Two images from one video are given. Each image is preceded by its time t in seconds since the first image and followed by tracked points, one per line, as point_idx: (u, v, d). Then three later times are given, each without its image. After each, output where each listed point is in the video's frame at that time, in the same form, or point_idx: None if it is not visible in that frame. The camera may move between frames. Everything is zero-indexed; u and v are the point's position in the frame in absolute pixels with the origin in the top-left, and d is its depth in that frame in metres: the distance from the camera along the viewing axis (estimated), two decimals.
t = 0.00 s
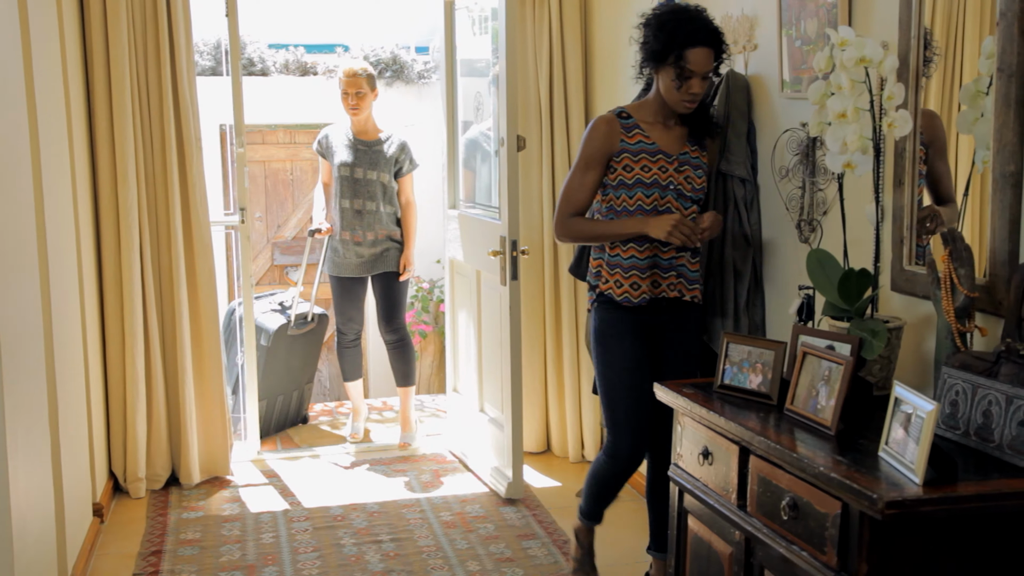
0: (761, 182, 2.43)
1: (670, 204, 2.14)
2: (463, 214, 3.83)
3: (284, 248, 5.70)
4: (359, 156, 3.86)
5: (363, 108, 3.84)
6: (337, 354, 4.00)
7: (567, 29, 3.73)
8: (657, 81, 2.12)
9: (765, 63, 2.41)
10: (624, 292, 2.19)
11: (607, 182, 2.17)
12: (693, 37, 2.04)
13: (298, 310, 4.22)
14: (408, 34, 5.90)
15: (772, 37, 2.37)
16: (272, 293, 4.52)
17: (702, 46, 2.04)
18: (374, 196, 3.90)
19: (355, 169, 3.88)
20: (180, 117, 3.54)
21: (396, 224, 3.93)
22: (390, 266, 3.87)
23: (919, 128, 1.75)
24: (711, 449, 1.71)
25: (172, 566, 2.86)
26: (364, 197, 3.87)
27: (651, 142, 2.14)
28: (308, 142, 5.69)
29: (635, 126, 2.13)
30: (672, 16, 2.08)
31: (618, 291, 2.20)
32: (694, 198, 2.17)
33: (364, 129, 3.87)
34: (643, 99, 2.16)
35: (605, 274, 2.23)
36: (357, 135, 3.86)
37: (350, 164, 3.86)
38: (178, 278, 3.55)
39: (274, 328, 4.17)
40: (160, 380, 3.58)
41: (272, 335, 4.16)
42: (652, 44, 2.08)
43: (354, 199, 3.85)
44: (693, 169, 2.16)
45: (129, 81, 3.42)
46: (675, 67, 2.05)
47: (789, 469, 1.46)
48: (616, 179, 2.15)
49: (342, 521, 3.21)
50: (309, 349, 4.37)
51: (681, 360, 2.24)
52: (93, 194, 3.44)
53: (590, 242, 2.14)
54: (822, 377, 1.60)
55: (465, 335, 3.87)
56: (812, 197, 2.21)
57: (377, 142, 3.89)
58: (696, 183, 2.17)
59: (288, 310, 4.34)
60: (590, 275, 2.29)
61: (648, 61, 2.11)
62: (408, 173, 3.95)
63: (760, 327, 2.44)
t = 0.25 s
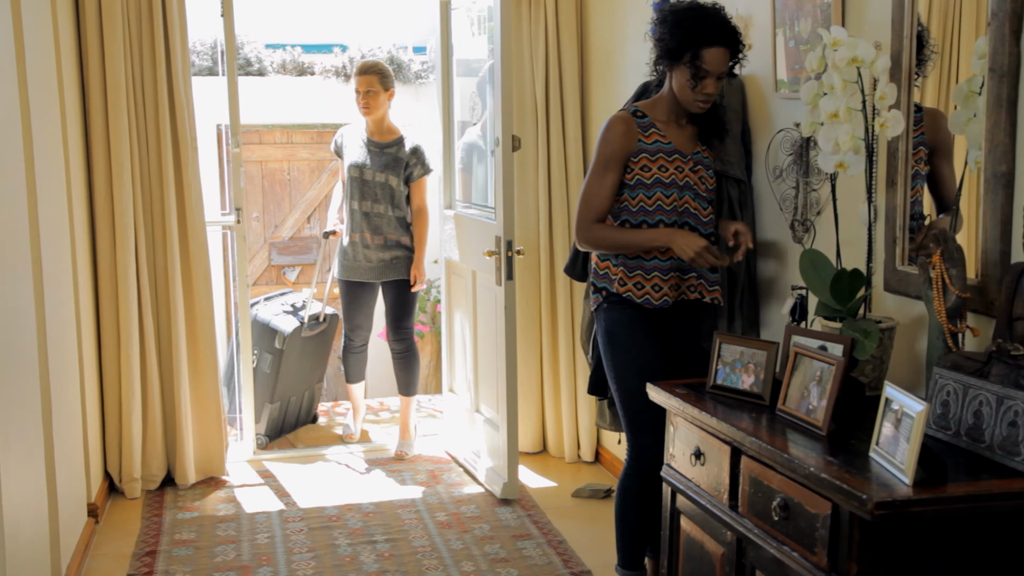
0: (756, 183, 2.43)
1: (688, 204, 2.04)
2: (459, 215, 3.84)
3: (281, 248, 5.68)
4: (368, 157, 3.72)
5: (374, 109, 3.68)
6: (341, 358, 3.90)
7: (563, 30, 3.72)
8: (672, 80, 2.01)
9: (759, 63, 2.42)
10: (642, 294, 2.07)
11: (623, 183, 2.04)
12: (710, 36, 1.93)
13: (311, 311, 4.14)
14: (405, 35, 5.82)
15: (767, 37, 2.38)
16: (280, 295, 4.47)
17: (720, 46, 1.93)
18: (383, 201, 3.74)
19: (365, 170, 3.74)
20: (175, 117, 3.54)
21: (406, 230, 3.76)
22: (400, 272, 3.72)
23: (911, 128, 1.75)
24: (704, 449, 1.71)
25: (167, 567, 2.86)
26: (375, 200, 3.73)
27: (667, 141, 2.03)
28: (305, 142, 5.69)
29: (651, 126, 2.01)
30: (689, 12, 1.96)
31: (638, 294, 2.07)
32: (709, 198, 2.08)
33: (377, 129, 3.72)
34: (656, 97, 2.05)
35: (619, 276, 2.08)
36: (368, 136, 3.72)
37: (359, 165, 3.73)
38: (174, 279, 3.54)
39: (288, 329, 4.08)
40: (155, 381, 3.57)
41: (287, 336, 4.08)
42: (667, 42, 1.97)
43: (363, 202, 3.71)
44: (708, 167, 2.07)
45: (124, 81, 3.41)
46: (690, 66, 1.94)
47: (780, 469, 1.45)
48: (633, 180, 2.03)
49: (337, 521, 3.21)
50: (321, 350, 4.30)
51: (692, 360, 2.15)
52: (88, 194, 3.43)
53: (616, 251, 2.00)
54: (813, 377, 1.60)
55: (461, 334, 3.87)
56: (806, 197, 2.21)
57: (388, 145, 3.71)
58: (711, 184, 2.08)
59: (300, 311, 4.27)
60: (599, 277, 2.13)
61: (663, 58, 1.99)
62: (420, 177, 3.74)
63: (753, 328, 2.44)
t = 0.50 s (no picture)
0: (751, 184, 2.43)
1: (692, 201, 2.00)
2: (455, 215, 3.84)
3: (278, 249, 5.67)
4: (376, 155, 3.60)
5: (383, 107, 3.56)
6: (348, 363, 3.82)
7: (560, 30, 3.72)
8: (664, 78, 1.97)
9: (754, 63, 2.41)
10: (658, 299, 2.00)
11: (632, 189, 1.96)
12: (705, 32, 1.90)
13: (322, 315, 4.08)
14: (403, 36, 5.80)
15: (761, 38, 2.38)
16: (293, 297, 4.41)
17: (715, 41, 1.91)
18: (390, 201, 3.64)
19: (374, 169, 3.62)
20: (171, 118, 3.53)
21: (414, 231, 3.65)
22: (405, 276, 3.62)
23: (903, 128, 1.76)
24: (696, 450, 1.71)
25: (161, 567, 2.86)
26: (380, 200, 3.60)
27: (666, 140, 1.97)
28: (303, 143, 5.67)
29: (651, 126, 1.96)
30: (680, 10, 1.92)
31: (654, 300, 2.00)
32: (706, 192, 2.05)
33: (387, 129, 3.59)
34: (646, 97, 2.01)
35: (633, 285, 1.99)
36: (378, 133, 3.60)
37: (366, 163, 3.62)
38: (169, 280, 3.53)
39: (300, 332, 4.02)
40: (151, 381, 3.56)
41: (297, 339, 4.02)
42: (658, 40, 1.93)
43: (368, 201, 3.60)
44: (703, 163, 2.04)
45: (120, 82, 3.41)
46: (685, 64, 1.91)
47: (771, 470, 1.45)
48: (644, 184, 1.96)
49: (333, 522, 3.21)
50: (332, 352, 4.24)
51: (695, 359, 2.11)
52: (84, 194, 3.43)
53: (642, 260, 1.91)
54: (805, 378, 1.59)
55: (458, 335, 3.87)
56: (800, 198, 2.20)
57: (396, 144, 3.58)
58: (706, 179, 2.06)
59: (312, 314, 4.20)
60: (603, 287, 2.03)
61: (655, 56, 1.96)
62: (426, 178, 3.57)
63: (748, 328, 2.44)
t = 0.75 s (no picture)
0: (744, 185, 2.43)
1: (685, 202, 2.00)
2: (450, 216, 3.84)
3: (275, 250, 5.66)
4: (375, 153, 3.55)
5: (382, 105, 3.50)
6: (353, 366, 3.71)
7: (555, 30, 3.72)
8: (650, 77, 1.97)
9: (747, 64, 2.41)
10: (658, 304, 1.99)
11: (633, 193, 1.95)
12: (689, 29, 1.89)
13: (319, 319, 4.07)
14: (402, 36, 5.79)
15: (755, 38, 2.37)
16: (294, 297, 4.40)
17: (699, 37, 1.90)
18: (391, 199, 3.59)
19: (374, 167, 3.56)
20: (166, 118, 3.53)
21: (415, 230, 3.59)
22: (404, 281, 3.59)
23: (895, 129, 1.75)
24: (688, 451, 1.71)
25: (155, 569, 2.85)
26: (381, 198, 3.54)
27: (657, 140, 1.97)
28: (300, 144, 5.60)
29: (642, 127, 1.95)
30: (661, 7, 1.92)
31: (654, 305, 1.99)
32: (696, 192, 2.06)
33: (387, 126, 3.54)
34: (632, 97, 2.01)
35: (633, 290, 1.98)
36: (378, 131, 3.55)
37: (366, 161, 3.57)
38: (165, 280, 3.53)
39: (297, 336, 4.01)
40: (146, 382, 3.56)
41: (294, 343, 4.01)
42: (642, 39, 1.93)
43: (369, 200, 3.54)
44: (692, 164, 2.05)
45: (115, 82, 3.40)
46: (668, 61, 1.90)
47: (762, 471, 1.45)
48: (642, 187, 1.95)
49: (328, 523, 3.20)
50: (332, 355, 4.23)
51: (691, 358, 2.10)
52: (78, 195, 3.43)
53: (645, 264, 1.90)
54: (796, 379, 1.59)
55: (453, 336, 3.87)
56: (793, 199, 2.20)
57: (397, 142, 3.53)
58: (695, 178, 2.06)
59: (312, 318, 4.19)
60: (600, 293, 2.02)
61: (640, 56, 1.95)
62: (427, 177, 3.53)
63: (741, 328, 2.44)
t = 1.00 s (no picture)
0: (738, 186, 2.43)
1: (675, 204, 1.99)
2: (446, 217, 3.84)
3: (272, 251, 5.64)
4: (375, 156, 3.52)
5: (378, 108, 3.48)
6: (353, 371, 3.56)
7: (551, 31, 3.72)
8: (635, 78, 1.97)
9: (741, 65, 2.41)
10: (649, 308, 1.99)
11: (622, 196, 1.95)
12: (670, 28, 1.89)
13: (311, 323, 4.05)
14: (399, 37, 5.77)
15: (748, 39, 2.37)
16: (294, 300, 4.38)
17: (681, 36, 1.90)
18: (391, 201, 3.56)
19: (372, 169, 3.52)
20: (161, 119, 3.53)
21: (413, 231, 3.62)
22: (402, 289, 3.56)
23: (887, 130, 1.75)
24: (679, 453, 1.70)
25: (149, 570, 2.85)
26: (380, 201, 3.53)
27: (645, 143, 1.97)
28: (296, 145, 5.55)
29: (628, 129, 1.95)
30: (641, 7, 1.92)
31: (643, 308, 1.99)
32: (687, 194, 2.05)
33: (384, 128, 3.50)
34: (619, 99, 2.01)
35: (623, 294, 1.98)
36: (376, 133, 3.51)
37: (364, 164, 3.53)
38: (160, 281, 3.53)
39: (287, 341, 3.99)
40: (141, 383, 3.56)
41: (285, 348, 3.98)
42: (624, 40, 1.93)
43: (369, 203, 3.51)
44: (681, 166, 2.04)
45: (109, 83, 3.40)
46: (651, 61, 1.90)
47: (752, 473, 1.45)
48: (630, 190, 1.94)
49: (322, 525, 3.20)
50: (328, 359, 4.19)
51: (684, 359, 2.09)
52: (73, 196, 3.42)
53: (634, 268, 1.90)
54: (787, 381, 1.59)
55: (449, 337, 3.87)
56: (786, 200, 2.20)
57: (396, 144, 3.50)
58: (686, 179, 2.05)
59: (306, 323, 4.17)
60: (590, 297, 2.02)
61: (623, 57, 1.95)
62: (427, 179, 3.54)
63: (734, 329, 2.43)
